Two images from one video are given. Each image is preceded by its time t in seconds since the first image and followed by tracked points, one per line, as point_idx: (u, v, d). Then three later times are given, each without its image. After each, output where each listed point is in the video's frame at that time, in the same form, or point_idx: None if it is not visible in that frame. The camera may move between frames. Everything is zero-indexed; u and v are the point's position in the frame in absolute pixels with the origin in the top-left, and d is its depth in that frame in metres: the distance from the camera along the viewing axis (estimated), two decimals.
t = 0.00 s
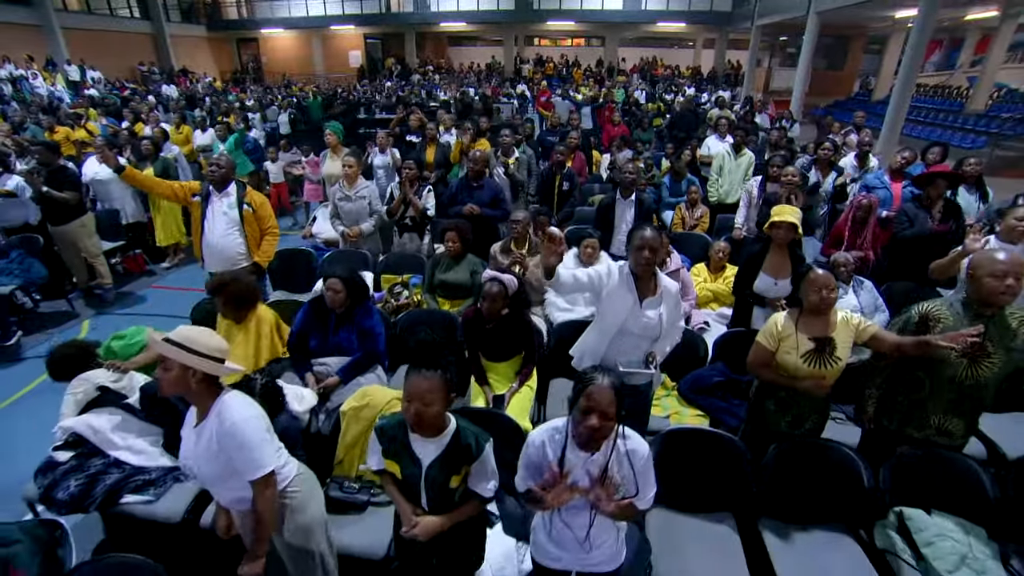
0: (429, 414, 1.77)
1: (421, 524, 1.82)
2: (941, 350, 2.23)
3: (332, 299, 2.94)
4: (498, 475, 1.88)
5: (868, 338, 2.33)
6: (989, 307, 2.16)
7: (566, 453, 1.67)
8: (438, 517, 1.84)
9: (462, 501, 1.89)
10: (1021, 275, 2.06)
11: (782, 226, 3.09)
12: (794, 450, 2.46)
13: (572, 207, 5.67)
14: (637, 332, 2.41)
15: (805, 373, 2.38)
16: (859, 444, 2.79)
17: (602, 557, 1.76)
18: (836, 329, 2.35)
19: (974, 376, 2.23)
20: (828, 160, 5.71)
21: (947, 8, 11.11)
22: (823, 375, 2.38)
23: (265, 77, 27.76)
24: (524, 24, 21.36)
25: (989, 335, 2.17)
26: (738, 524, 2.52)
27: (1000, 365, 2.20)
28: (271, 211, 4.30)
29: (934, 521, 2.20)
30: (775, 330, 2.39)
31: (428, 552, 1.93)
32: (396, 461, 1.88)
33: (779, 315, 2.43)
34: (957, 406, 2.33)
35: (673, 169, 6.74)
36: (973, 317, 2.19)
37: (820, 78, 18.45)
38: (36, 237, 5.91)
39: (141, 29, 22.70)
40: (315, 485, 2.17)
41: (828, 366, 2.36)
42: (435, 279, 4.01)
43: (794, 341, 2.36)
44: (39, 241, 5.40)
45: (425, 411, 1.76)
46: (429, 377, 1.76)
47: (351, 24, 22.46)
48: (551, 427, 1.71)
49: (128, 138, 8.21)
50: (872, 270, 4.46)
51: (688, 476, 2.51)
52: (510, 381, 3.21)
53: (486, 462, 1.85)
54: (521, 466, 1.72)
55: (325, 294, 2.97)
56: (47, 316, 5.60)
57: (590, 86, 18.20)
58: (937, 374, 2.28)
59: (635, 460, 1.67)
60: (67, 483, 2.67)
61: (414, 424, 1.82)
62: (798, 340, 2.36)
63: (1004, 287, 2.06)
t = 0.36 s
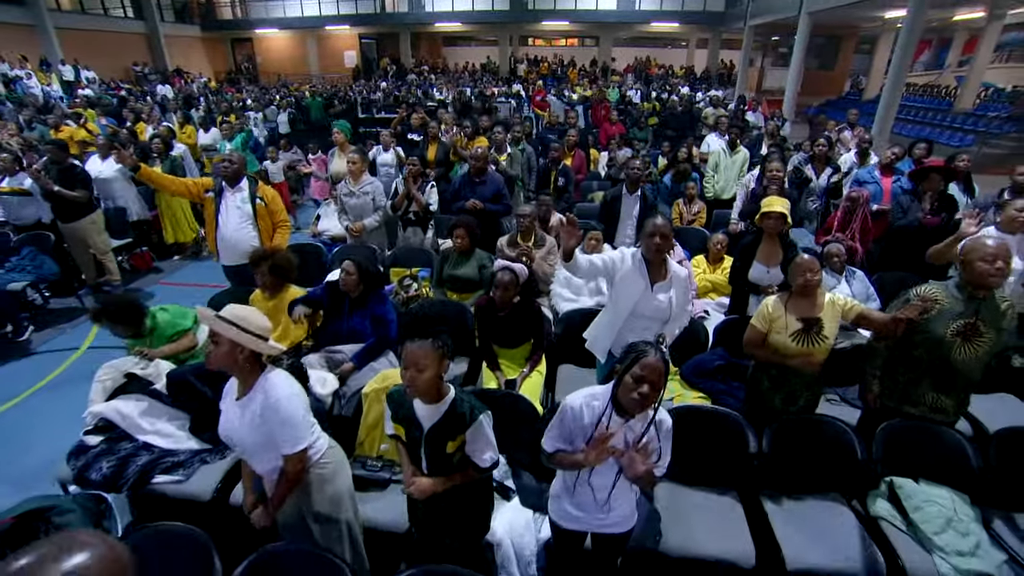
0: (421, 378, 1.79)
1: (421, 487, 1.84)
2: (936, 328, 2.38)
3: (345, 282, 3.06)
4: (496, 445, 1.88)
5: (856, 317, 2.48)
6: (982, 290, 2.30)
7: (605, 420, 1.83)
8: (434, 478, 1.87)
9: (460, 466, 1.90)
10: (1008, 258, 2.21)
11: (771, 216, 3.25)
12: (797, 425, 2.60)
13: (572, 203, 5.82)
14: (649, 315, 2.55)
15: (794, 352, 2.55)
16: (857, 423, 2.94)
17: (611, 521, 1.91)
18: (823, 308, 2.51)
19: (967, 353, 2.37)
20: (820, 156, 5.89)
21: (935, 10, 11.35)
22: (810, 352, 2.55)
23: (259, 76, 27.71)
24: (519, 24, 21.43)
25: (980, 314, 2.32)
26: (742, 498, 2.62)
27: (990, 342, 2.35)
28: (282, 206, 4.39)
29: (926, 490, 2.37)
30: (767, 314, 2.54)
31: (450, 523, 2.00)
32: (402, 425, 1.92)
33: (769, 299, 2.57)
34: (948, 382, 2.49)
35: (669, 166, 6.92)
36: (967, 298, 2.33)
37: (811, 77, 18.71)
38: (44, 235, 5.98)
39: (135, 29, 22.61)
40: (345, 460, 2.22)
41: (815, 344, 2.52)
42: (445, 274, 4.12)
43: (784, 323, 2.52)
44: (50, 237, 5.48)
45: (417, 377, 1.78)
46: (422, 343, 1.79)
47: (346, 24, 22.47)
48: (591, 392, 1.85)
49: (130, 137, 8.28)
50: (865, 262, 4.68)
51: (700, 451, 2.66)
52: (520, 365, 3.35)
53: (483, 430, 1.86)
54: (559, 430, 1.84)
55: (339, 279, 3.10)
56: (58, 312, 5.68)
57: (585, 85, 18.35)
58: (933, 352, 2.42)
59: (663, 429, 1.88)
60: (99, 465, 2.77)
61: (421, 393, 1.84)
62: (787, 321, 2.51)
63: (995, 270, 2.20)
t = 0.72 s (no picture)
0: (434, 352, 1.92)
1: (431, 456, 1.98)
2: (914, 309, 2.55)
3: (361, 269, 3.22)
4: (503, 416, 2.04)
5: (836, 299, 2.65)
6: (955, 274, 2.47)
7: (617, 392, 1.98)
8: (443, 445, 2.02)
9: (469, 435, 2.04)
10: (979, 244, 2.37)
11: (763, 209, 3.44)
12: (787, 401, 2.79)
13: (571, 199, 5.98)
14: (656, 299, 2.72)
15: (779, 334, 2.71)
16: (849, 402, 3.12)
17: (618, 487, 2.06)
18: (805, 291, 2.68)
19: (944, 332, 2.53)
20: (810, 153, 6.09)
21: (922, 11, 11.61)
22: (796, 333, 2.71)
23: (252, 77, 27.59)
24: (512, 24, 21.48)
25: (954, 296, 2.48)
26: (740, 472, 2.78)
27: (965, 322, 2.50)
28: (291, 201, 4.51)
29: (909, 459, 2.55)
30: (753, 301, 2.69)
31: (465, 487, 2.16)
32: (417, 398, 2.07)
33: (753, 286, 2.72)
34: (930, 363, 2.66)
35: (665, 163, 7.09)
36: (942, 280, 2.49)
37: (801, 77, 18.98)
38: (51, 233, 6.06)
39: (126, 29, 22.43)
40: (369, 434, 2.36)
41: (798, 327, 2.69)
42: (451, 268, 4.22)
43: (767, 309, 2.68)
44: (58, 236, 5.56)
45: (429, 351, 1.92)
46: (432, 320, 1.92)
47: (340, 24, 22.45)
48: (604, 365, 2.01)
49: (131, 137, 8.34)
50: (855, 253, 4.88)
51: (701, 429, 2.82)
52: (529, 352, 3.51)
53: (490, 400, 2.01)
54: (576, 401, 2.00)
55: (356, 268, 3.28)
56: (67, 309, 5.76)
57: (579, 85, 18.49)
58: (913, 332, 2.58)
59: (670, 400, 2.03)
60: (127, 448, 2.90)
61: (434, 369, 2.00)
62: (772, 306, 2.67)
63: (966, 255, 2.38)
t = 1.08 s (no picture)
0: (468, 330, 2.15)
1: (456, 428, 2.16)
2: (883, 292, 2.76)
3: (379, 259, 3.40)
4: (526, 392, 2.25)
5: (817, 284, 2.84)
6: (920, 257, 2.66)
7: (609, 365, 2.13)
8: (472, 419, 2.21)
9: (495, 410, 2.25)
10: (938, 231, 2.58)
11: (761, 201, 3.58)
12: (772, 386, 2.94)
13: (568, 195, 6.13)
14: (659, 284, 2.88)
15: (768, 317, 2.88)
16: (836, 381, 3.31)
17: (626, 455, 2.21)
18: (793, 278, 2.83)
19: (912, 313, 2.74)
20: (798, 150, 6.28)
21: (907, 12, 11.88)
22: (785, 317, 2.88)
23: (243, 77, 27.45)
24: (504, 24, 21.57)
25: (919, 278, 2.68)
26: (735, 447, 2.97)
27: (930, 303, 2.70)
28: (298, 196, 4.63)
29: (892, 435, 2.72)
30: (746, 286, 2.87)
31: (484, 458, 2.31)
32: (446, 375, 2.26)
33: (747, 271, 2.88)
34: (902, 342, 2.86)
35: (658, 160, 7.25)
36: (909, 265, 2.70)
37: (789, 77, 19.27)
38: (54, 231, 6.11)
39: (115, 29, 22.22)
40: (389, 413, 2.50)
41: (788, 311, 2.85)
42: (455, 262, 4.32)
43: (758, 295, 2.85)
44: (63, 234, 5.63)
45: (465, 328, 2.14)
46: (468, 301, 2.15)
47: (332, 25, 22.41)
48: (594, 346, 2.19)
49: (129, 137, 8.39)
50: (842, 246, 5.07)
51: (699, 407, 2.98)
52: (533, 339, 3.66)
53: (516, 375, 2.23)
54: (574, 381, 2.19)
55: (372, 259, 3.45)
56: (71, 307, 5.84)
57: (571, 84, 18.63)
58: (885, 313, 2.79)
59: (661, 367, 2.16)
60: (149, 434, 3.01)
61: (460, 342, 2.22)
62: (762, 291, 2.84)
63: (926, 240, 2.58)
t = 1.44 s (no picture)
0: (510, 313, 2.27)
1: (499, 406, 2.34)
2: (854, 276, 3.03)
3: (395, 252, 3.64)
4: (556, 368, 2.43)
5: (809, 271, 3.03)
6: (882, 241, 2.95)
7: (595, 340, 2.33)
8: (513, 397, 2.38)
9: (529, 385, 2.41)
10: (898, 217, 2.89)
11: (760, 194, 3.74)
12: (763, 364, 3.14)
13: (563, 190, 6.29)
14: (658, 272, 3.05)
15: (763, 302, 3.05)
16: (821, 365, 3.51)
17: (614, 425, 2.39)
18: (787, 265, 3.00)
19: (882, 294, 3.01)
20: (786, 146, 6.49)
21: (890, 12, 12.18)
22: (778, 301, 3.05)
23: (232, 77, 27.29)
24: (496, 24, 21.64)
25: (886, 261, 2.97)
26: (729, 426, 3.13)
27: (897, 282, 2.99)
28: (301, 190, 4.78)
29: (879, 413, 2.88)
30: (740, 274, 3.05)
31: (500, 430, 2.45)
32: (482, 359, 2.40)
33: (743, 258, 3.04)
34: (877, 320, 3.12)
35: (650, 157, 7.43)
36: (874, 250, 2.99)
37: (777, 77, 19.55)
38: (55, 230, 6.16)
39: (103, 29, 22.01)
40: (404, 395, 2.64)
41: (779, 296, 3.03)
42: (459, 255, 4.49)
43: (751, 282, 3.03)
44: (65, 232, 5.69)
45: (507, 311, 2.26)
46: (509, 285, 2.26)
47: (323, 25, 22.36)
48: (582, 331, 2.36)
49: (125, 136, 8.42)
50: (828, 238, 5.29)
51: (695, 388, 3.15)
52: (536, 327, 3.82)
53: (547, 355, 2.41)
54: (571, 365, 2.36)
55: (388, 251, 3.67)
56: (75, 305, 5.91)
57: (563, 84, 18.76)
58: (856, 295, 3.06)
59: (649, 340, 2.30)
60: (167, 420, 3.13)
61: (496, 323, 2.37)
62: (757, 277, 3.01)
63: (889, 226, 2.89)
